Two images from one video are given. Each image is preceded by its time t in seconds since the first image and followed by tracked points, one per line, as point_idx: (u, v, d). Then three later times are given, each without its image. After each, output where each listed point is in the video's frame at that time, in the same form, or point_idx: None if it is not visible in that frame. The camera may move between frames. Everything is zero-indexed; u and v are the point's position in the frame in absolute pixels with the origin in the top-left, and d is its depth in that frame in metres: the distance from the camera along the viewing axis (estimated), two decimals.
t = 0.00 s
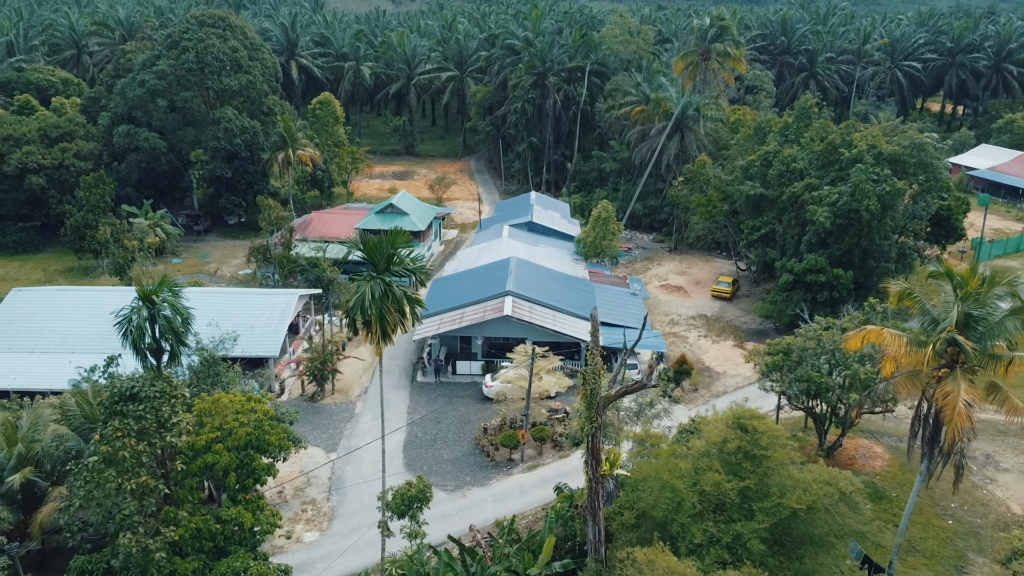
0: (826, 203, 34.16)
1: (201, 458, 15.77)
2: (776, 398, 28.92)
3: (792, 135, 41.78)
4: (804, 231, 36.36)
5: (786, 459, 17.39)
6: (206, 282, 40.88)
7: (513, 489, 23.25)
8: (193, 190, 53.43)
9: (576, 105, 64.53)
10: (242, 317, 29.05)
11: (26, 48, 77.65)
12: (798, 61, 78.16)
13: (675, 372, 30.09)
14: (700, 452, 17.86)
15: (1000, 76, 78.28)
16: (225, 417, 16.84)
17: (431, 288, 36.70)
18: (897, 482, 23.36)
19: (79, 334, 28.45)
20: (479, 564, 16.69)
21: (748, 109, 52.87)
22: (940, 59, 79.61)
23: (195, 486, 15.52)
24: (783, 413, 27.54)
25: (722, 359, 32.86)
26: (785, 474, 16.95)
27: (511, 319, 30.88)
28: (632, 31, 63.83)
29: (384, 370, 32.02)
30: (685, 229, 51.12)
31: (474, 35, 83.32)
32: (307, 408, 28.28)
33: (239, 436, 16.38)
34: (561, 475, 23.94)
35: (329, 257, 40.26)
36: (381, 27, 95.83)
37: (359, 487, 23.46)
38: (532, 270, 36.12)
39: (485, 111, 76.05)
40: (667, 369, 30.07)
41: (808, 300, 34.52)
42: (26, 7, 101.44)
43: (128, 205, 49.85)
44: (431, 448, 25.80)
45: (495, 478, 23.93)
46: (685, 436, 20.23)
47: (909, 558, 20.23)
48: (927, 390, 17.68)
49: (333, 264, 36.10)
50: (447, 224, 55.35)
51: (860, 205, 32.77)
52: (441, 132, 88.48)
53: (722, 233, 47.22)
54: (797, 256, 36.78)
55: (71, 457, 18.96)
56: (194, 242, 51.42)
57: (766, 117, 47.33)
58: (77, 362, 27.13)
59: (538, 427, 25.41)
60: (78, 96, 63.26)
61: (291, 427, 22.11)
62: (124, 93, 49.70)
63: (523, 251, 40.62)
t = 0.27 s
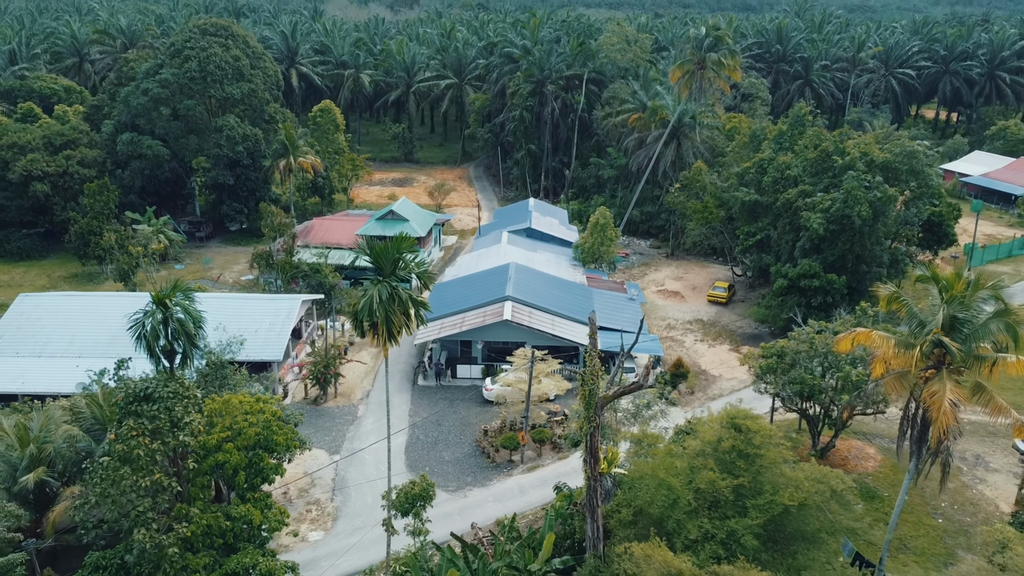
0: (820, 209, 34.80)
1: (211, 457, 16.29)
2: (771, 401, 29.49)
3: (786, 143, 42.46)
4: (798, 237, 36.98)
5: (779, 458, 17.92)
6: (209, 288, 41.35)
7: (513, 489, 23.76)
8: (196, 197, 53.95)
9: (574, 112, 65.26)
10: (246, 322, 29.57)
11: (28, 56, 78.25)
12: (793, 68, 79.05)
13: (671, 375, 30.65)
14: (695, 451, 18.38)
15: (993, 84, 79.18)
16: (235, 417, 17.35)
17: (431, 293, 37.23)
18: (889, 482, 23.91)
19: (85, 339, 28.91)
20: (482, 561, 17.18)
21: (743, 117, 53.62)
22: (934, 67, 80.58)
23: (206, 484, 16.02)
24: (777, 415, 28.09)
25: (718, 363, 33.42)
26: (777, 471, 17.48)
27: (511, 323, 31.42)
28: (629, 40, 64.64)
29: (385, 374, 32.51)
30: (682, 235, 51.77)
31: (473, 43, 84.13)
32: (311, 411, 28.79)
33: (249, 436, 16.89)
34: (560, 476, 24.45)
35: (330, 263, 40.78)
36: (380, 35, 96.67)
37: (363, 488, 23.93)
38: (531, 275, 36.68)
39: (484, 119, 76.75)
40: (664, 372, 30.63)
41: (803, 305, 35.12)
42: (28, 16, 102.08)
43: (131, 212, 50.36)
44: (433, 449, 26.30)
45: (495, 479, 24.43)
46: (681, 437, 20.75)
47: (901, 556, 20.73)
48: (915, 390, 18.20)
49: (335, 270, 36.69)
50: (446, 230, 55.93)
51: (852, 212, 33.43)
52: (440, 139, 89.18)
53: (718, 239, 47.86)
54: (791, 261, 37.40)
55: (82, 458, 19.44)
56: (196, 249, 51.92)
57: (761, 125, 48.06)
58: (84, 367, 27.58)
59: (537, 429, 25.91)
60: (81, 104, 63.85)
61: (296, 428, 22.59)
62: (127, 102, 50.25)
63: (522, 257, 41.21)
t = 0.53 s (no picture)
0: (813, 215, 35.43)
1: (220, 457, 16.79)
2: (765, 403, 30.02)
3: (780, 150, 43.13)
4: (792, 242, 37.58)
5: (771, 457, 18.44)
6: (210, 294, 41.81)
7: (512, 489, 24.25)
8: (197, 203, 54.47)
9: (571, 119, 65.95)
10: (250, 326, 30.09)
11: (30, 64, 78.77)
12: (788, 76, 79.91)
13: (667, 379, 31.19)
14: (690, 450, 18.89)
15: (986, 91, 80.04)
16: (242, 418, 17.84)
17: (430, 298, 37.74)
18: (879, 482, 24.44)
19: (91, 344, 29.37)
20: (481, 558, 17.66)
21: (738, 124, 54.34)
22: (928, 75, 81.47)
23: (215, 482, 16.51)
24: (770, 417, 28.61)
25: (714, 366, 33.95)
26: (768, 470, 18.01)
27: (510, 328, 31.95)
28: (626, 48, 65.40)
29: (386, 377, 32.99)
30: (678, 240, 52.37)
31: (471, 51, 84.94)
32: (313, 414, 29.29)
33: (256, 436, 17.39)
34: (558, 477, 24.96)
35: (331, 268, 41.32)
36: (379, 43, 97.47)
37: (364, 489, 24.39)
38: (530, 280, 37.22)
39: (482, 126, 77.49)
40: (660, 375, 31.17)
41: (796, 309, 35.69)
42: (28, 24, 102.65)
43: (133, 218, 50.84)
44: (433, 451, 26.78)
45: (494, 480, 24.91)
46: (676, 437, 21.26)
47: (890, 553, 21.24)
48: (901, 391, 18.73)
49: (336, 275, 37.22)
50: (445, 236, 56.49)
51: (845, 218, 34.07)
52: (438, 146, 89.89)
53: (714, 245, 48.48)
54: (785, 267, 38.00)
55: (91, 459, 19.91)
56: (197, 255, 52.40)
57: (756, 132, 48.75)
58: (90, 371, 28.04)
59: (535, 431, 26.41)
60: (83, 112, 64.43)
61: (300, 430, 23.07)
62: (130, 109, 50.79)
63: (520, 262, 41.78)
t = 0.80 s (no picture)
0: (805, 222, 36.07)
1: (226, 459, 17.27)
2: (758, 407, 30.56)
3: (773, 158, 43.82)
4: (785, 249, 38.20)
5: (761, 458, 18.96)
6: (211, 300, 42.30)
7: (509, 492, 24.71)
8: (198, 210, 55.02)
9: (568, 127, 66.65)
10: (252, 332, 30.59)
11: (31, 72, 79.40)
12: (783, 83, 80.77)
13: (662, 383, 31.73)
14: (682, 453, 19.41)
15: (979, 98, 80.85)
16: (246, 421, 18.33)
17: (429, 304, 38.26)
18: (869, 484, 24.99)
19: (95, 349, 29.85)
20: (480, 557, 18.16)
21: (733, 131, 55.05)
22: (921, 82, 82.31)
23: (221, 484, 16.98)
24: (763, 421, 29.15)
25: (708, 371, 34.52)
26: (759, 471, 18.54)
27: (507, 333, 32.47)
28: (622, 57, 66.14)
29: (386, 382, 33.48)
30: (673, 247, 53.00)
31: (469, 59, 85.70)
32: (313, 418, 29.77)
33: (260, 438, 17.88)
34: (555, 479, 25.44)
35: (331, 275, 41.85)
36: (378, 51, 98.23)
37: (365, 491, 24.86)
38: (527, 287, 37.77)
39: (480, 133, 78.14)
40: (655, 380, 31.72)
41: (789, 315, 36.30)
42: (29, 31, 103.40)
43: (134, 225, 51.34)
44: (432, 455, 27.25)
45: (493, 483, 25.39)
46: (669, 440, 21.78)
47: (879, 553, 21.76)
48: (888, 395, 19.26)
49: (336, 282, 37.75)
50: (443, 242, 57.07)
51: (836, 225, 34.72)
52: (437, 153, 90.54)
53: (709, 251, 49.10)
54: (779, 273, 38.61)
55: (98, 461, 20.38)
56: (198, 262, 52.90)
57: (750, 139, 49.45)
58: (94, 376, 28.52)
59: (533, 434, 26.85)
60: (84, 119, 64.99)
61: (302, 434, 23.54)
62: (131, 118, 51.36)
63: (518, 268, 42.35)
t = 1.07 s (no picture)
0: (798, 227, 36.67)
1: (231, 459, 17.73)
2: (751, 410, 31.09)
3: (767, 164, 44.46)
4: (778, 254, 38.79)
5: (752, 459, 19.48)
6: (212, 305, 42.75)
7: (507, 493, 25.19)
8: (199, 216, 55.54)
9: (565, 133, 67.30)
10: (254, 336, 31.09)
11: (32, 78, 79.92)
12: (778, 90, 81.55)
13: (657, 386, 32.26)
14: (675, 453, 19.92)
15: (972, 104, 81.61)
16: (251, 423, 18.80)
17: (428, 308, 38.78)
18: (860, 485, 25.52)
19: (99, 353, 30.30)
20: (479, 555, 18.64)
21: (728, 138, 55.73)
22: (915, 88, 83.10)
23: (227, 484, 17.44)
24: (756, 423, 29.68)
25: (703, 375, 35.06)
26: (750, 471, 19.04)
27: (505, 337, 33.01)
28: (619, 63, 66.85)
29: (385, 385, 33.96)
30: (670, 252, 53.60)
31: (467, 65, 86.41)
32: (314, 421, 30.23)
33: (265, 439, 18.35)
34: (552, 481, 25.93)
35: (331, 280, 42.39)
36: (376, 57, 98.94)
37: (366, 493, 25.30)
38: (524, 291, 38.32)
39: (478, 139, 78.77)
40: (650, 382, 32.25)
41: (783, 319, 36.87)
42: (29, 38, 104.03)
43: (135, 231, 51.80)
44: (431, 457, 27.71)
45: (491, 484, 25.86)
46: (663, 441, 22.28)
47: (868, 551, 22.28)
48: (876, 397, 19.77)
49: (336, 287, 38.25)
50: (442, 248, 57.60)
51: (828, 231, 35.34)
52: (435, 159, 91.14)
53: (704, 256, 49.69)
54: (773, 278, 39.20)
55: (104, 463, 20.81)
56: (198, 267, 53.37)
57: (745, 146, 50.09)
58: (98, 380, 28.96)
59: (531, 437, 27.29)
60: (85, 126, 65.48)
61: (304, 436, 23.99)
62: (133, 124, 51.90)
63: (516, 273, 42.90)
